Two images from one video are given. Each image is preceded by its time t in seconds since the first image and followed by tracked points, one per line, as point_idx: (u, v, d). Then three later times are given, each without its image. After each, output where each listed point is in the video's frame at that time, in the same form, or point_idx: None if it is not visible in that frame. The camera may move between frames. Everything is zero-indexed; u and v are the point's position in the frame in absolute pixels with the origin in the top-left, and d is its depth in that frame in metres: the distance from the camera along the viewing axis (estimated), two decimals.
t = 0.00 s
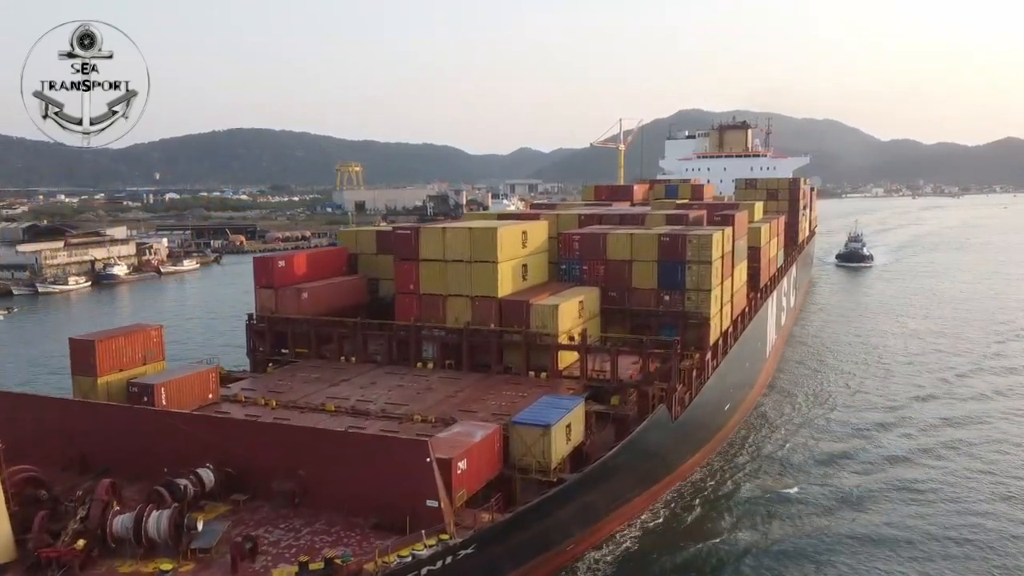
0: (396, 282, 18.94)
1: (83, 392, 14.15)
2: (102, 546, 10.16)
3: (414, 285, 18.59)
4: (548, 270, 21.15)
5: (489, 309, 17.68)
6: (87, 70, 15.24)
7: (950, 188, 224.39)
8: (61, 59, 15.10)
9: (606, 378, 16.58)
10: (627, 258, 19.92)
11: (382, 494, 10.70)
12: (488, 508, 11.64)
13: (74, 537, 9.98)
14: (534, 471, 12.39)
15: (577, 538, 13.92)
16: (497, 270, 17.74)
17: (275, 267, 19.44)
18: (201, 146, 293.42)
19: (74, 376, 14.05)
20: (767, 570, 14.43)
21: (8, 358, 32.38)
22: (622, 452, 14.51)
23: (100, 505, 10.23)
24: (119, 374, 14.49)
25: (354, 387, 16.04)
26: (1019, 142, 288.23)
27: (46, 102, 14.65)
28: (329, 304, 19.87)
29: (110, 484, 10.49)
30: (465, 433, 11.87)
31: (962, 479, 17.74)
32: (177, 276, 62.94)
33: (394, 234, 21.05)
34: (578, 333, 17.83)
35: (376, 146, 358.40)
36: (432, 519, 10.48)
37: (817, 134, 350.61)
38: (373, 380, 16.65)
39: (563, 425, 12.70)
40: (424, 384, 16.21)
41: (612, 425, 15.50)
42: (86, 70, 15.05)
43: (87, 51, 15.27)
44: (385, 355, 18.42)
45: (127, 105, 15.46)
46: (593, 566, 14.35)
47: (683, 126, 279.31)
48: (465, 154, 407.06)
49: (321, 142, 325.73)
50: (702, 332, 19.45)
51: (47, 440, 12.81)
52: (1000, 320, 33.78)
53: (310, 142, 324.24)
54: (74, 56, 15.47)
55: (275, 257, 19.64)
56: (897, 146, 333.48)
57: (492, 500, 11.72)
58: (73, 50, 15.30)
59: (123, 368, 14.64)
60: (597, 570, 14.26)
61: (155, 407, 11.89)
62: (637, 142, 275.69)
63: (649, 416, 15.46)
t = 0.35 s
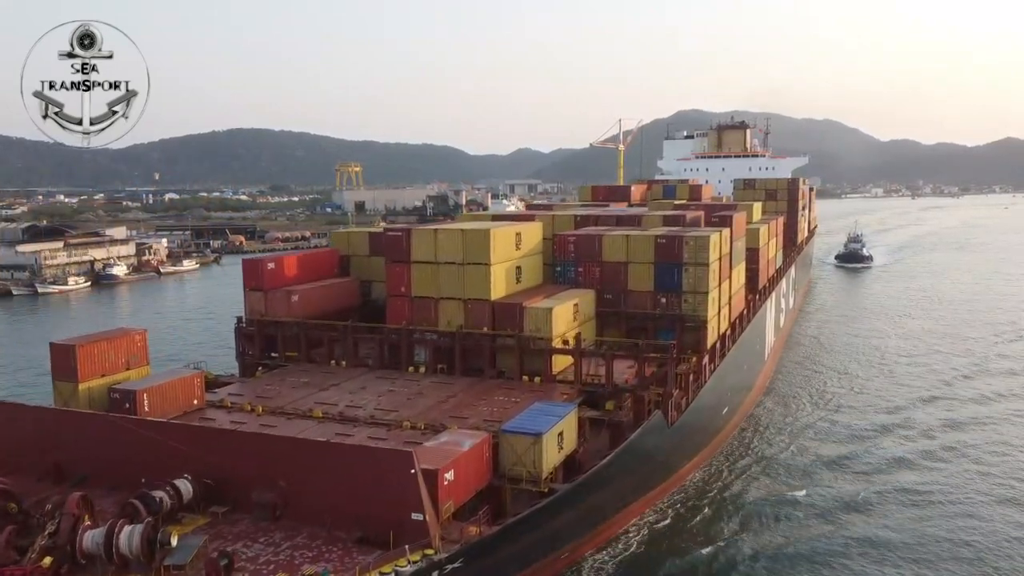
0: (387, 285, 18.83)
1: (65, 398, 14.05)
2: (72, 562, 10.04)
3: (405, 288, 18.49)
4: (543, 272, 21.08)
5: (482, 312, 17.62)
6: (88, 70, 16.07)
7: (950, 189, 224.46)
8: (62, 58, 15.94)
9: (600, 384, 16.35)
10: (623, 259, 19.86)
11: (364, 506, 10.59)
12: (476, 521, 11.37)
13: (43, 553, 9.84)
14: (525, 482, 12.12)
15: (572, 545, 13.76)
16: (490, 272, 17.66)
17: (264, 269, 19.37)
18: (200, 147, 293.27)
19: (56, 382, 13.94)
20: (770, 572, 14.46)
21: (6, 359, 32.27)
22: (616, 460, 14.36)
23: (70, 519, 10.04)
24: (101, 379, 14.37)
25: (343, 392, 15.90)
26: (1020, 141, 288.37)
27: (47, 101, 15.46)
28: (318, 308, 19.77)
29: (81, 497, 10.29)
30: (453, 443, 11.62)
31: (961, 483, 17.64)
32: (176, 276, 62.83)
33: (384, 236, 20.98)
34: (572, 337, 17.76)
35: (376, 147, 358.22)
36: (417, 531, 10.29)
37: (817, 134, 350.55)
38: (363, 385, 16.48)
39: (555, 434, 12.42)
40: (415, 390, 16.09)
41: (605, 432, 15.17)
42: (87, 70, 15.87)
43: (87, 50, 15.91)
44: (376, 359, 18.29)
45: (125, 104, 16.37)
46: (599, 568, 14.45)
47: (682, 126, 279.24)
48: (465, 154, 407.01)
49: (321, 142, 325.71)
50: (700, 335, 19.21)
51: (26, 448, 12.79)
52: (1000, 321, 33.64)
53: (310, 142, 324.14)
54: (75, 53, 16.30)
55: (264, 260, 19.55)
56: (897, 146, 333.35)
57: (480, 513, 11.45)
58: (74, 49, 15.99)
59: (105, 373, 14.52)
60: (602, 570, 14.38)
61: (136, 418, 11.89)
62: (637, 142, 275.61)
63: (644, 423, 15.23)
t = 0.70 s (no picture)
0: (378, 287, 18.72)
1: (45, 404, 13.94)
2: None
3: (397, 291, 18.39)
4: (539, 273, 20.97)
5: (475, 314, 17.52)
6: (88, 70, 15.90)
7: (950, 188, 224.35)
8: (63, 58, 15.73)
9: (595, 389, 16.21)
10: (619, 260, 19.77)
11: (345, 520, 10.42)
12: (463, 534, 11.16)
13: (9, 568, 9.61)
14: (515, 494, 11.92)
15: (564, 554, 13.59)
16: (484, 274, 17.59)
17: (254, 272, 19.28)
18: (200, 147, 293.02)
19: (36, 387, 13.82)
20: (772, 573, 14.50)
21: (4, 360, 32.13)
22: (611, 468, 14.21)
23: (38, 532, 9.86)
24: (82, 385, 14.26)
25: (333, 397, 15.78)
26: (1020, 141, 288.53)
27: (46, 101, 15.20)
28: (308, 310, 19.67)
29: (50, 512, 10.14)
30: (441, 453, 11.37)
31: (963, 487, 17.47)
32: (176, 276, 62.71)
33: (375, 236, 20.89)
34: (566, 340, 17.67)
35: (376, 147, 358.02)
36: (401, 545, 10.10)
37: (817, 134, 350.56)
38: (352, 390, 16.36)
39: (547, 443, 12.20)
40: (406, 395, 15.99)
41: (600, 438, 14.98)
42: (88, 70, 15.69)
43: (88, 50, 15.77)
44: (366, 363, 18.18)
45: (128, 105, 15.95)
46: (602, 569, 14.52)
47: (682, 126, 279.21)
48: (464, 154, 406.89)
49: (321, 142, 325.62)
50: (698, 338, 19.21)
51: (5, 456, 12.77)
52: (1000, 322, 33.57)
53: (309, 142, 323.97)
54: (77, 53, 16.05)
55: (254, 261, 19.44)
56: (897, 146, 333.30)
57: (467, 527, 11.24)
58: (75, 50, 15.84)
59: (87, 377, 14.41)
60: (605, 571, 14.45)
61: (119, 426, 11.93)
62: (637, 142, 275.56)
63: (640, 429, 15.06)
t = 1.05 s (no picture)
0: (369, 289, 18.63)
1: (24, 410, 13.82)
2: None
3: (387, 294, 18.31)
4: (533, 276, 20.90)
5: (467, 317, 17.43)
6: (89, 71, 15.77)
7: (950, 189, 224.45)
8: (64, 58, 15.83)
9: (589, 394, 16.11)
10: (615, 261, 19.69)
11: (324, 532, 10.29)
12: (448, 549, 10.97)
13: None
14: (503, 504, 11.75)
15: (567, 556, 13.61)
16: (477, 276, 17.50)
17: (242, 273, 19.25)
18: (200, 147, 292.79)
19: (15, 394, 13.72)
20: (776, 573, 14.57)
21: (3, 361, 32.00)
22: (605, 476, 14.08)
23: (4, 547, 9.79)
24: (61, 391, 14.14)
25: (320, 403, 15.66)
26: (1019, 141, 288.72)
27: (46, 102, 14.97)
28: (298, 312, 19.58)
29: (17, 526, 10.05)
30: (428, 462, 11.21)
31: (963, 492, 17.27)
32: (176, 276, 62.60)
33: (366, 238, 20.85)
34: (560, 343, 17.55)
35: (376, 147, 357.80)
36: (382, 559, 9.96)
37: (816, 134, 350.68)
38: (341, 395, 16.25)
39: (536, 452, 12.01)
40: (397, 399, 15.90)
41: (596, 443, 14.81)
42: (88, 70, 15.66)
43: (87, 50, 15.71)
44: (356, 368, 18.10)
45: (127, 105, 15.63)
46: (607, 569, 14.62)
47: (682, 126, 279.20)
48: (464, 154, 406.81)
49: (321, 142, 325.49)
50: (695, 341, 19.12)
51: None
52: (999, 323, 33.53)
53: (309, 142, 323.80)
54: (76, 54, 16.06)
55: (243, 263, 19.41)
56: (897, 146, 333.40)
57: (452, 542, 11.05)
58: (75, 50, 15.82)
59: (67, 383, 14.30)
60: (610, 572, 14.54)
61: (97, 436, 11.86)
62: (637, 142, 275.54)
63: (634, 436, 14.91)
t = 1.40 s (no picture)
0: (360, 293, 18.55)
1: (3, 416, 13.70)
2: None
3: (377, 297, 18.22)
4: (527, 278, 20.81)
5: (459, 320, 17.32)
6: (90, 70, 15.71)
7: (950, 189, 224.48)
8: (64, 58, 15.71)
9: (584, 399, 16.04)
10: (610, 263, 19.61)
11: (302, 547, 10.19)
12: (435, 564, 10.85)
13: None
14: (489, 516, 11.58)
15: (568, 558, 13.67)
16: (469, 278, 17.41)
17: (229, 275, 19.13)
18: (200, 147, 292.61)
19: None
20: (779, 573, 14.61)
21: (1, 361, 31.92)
22: (600, 484, 13.96)
23: None
24: (41, 396, 14.03)
25: (308, 408, 15.54)
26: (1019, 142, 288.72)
27: (48, 102, 14.95)
28: (287, 314, 19.46)
29: None
30: (413, 473, 11.04)
31: (965, 495, 17.16)
32: (176, 276, 62.47)
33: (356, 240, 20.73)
34: (553, 346, 17.44)
35: (376, 147, 357.61)
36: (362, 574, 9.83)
37: (816, 134, 350.70)
38: (329, 401, 16.15)
39: (526, 462, 11.82)
40: (388, 405, 15.79)
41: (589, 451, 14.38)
42: (88, 70, 15.55)
43: (87, 50, 15.66)
44: (346, 373, 17.99)
45: (127, 105, 15.58)
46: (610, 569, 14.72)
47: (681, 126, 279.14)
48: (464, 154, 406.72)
49: (320, 142, 325.31)
50: (692, 344, 19.01)
51: None
52: (999, 324, 33.45)
53: (309, 142, 323.63)
54: (78, 53, 15.94)
55: (230, 265, 19.30)
56: (897, 146, 333.38)
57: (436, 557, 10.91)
58: (75, 50, 15.74)
59: (46, 388, 14.18)
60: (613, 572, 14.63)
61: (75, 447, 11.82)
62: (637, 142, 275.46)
63: (629, 442, 14.76)
